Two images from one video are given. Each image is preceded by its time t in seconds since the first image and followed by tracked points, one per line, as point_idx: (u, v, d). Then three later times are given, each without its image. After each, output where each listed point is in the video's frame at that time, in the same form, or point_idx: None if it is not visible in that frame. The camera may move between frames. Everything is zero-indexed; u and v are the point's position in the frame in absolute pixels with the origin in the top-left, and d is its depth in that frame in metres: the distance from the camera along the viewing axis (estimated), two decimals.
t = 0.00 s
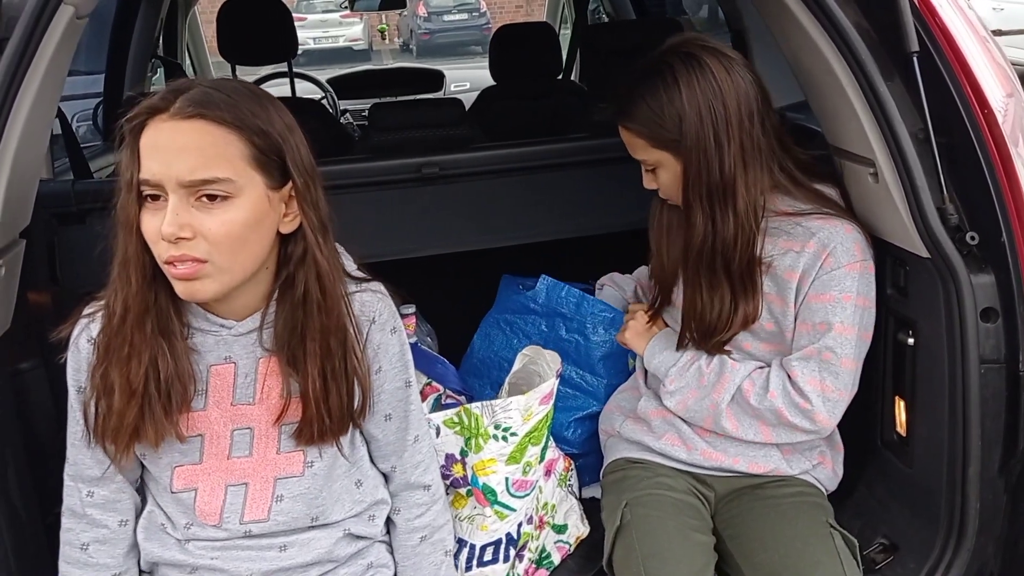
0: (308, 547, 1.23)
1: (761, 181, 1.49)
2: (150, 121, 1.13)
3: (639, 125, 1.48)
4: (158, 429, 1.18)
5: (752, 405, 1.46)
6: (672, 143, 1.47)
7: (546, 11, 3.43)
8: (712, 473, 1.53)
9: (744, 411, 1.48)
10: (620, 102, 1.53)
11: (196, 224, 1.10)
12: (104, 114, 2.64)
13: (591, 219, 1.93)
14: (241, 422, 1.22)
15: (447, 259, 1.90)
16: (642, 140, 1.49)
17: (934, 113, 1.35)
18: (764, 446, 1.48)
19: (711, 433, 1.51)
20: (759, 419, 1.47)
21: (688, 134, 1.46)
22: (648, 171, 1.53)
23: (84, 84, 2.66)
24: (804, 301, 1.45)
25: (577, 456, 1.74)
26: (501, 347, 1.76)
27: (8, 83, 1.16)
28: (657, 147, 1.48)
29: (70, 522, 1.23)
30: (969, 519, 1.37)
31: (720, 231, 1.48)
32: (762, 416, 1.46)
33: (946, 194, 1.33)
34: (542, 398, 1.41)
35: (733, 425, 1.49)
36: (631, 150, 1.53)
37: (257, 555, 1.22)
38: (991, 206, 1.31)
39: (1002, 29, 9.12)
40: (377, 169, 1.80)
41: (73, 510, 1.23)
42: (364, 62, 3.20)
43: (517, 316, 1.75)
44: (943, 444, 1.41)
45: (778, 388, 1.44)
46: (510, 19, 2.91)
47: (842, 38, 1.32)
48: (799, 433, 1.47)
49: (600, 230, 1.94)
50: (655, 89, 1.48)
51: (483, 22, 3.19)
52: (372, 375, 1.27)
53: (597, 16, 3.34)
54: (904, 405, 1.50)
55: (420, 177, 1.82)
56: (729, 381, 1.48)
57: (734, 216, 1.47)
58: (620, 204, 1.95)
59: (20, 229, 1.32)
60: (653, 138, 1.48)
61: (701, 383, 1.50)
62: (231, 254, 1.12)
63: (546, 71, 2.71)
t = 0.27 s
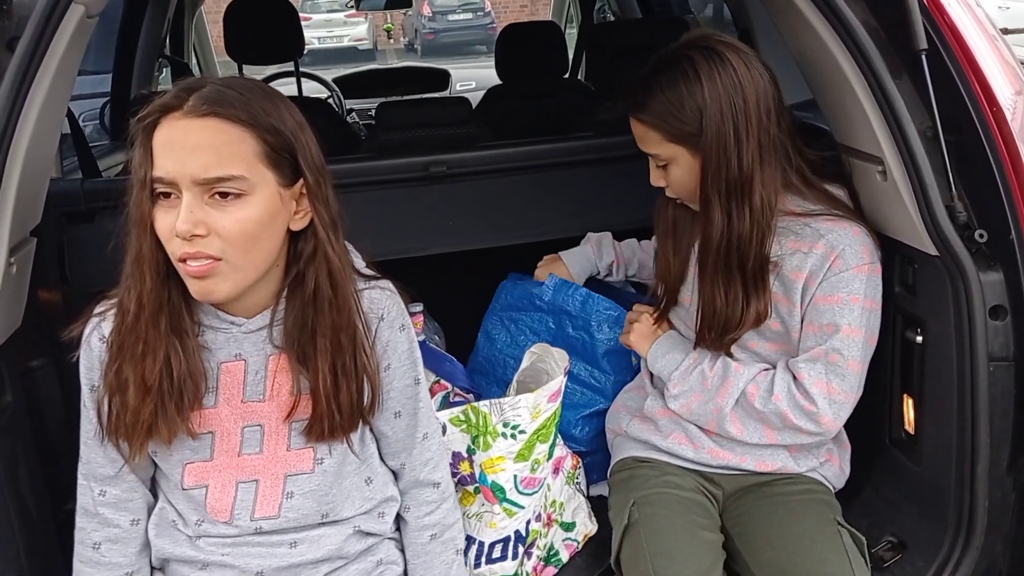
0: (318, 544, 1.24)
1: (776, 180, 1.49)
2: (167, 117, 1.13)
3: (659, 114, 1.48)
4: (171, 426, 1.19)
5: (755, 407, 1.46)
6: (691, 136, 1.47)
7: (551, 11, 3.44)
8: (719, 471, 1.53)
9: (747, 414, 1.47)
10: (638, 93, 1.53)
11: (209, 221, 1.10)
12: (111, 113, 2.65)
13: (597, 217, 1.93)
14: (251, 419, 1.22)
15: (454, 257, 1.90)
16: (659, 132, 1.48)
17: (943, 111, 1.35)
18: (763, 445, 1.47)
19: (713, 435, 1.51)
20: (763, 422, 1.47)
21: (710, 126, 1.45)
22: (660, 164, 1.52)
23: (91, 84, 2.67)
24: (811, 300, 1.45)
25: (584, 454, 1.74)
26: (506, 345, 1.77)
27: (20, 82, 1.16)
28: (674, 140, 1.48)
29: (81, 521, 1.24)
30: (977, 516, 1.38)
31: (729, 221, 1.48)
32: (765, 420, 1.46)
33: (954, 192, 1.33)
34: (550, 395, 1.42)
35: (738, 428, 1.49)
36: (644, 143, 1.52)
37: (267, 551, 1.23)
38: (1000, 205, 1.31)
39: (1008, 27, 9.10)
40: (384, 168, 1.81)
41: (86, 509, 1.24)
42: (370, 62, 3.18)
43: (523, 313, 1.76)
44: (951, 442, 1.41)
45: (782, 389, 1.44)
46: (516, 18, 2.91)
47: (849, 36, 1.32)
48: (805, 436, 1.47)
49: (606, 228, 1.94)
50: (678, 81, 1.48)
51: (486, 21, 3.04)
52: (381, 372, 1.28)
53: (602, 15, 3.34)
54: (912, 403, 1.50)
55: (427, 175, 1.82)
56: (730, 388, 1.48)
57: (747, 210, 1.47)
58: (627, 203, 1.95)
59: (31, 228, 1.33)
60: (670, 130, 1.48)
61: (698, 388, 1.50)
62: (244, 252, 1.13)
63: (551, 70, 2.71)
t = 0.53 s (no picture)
0: (328, 538, 1.26)
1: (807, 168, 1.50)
2: (178, 112, 1.14)
3: (711, 82, 1.44)
4: (182, 420, 1.20)
5: (766, 404, 1.46)
6: (740, 111, 1.45)
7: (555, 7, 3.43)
8: (728, 466, 1.54)
9: (758, 412, 1.48)
10: (679, 60, 1.49)
11: (220, 216, 1.12)
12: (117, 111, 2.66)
13: (603, 213, 1.94)
14: (261, 414, 1.23)
15: (460, 254, 1.91)
16: (712, 99, 1.45)
17: (950, 108, 1.35)
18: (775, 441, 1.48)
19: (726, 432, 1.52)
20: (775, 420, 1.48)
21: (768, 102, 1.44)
22: (691, 136, 1.47)
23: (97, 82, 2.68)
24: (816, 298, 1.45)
25: (590, 449, 1.75)
26: (511, 342, 1.76)
27: (31, 78, 1.16)
28: (722, 110, 1.45)
29: (94, 516, 1.25)
30: (984, 512, 1.38)
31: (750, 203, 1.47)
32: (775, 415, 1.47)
33: (961, 188, 1.33)
34: (557, 390, 1.42)
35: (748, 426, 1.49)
36: (681, 108, 1.47)
37: (277, 545, 1.24)
38: (1008, 202, 1.31)
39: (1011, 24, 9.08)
40: (391, 165, 1.81)
41: (98, 504, 1.25)
42: (371, 60, 3.14)
43: (524, 311, 1.75)
44: (957, 437, 1.41)
45: (795, 386, 1.44)
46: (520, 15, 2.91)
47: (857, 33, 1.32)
48: (817, 432, 1.48)
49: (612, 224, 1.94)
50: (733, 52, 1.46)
51: (490, 20, 2.99)
52: (390, 368, 1.29)
53: (606, 11, 3.34)
54: (918, 399, 1.51)
55: (434, 172, 1.83)
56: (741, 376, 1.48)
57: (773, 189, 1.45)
58: (633, 199, 1.96)
59: (41, 223, 1.33)
60: (720, 99, 1.45)
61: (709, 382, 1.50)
62: (256, 245, 1.14)
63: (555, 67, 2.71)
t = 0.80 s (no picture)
0: (338, 529, 1.27)
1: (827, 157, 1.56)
2: (192, 103, 1.17)
3: (738, 58, 1.46)
4: (195, 409, 1.22)
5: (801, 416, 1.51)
6: (767, 87, 1.48)
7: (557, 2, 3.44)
8: (739, 457, 1.55)
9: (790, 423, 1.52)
10: (695, 47, 1.51)
11: (234, 207, 1.14)
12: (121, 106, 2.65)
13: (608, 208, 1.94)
14: (272, 405, 1.25)
15: (466, 248, 1.91)
16: (744, 74, 1.46)
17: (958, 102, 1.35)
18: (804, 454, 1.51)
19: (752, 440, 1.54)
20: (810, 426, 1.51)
21: (792, 77, 1.49)
22: (723, 115, 1.46)
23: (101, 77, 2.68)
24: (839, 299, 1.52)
25: (596, 442, 1.75)
26: (517, 337, 1.76)
27: (41, 71, 1.16)
28: (750, 84, 1.47)
29: (103, 504, 1.26)
30: (990, 505, 1.39)
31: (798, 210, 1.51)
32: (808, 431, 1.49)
33: (969, 180, 1.33)
34: (565, 382, 1.43)
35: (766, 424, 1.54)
36: (711, 88, 1.46)
37: (288, 535, 1.25)
38: (1016, 195, 1.31)
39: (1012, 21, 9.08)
40: (397, 159, 1.81)
41: (108, 492, 1.26)
42: (371, 56, 3.13)
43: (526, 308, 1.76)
44: (964, 430, 1.42)
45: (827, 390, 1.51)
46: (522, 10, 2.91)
47: (864, 26, 1.32)
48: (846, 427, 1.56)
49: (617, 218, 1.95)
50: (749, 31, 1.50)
51: (490, 15, 2.93)
52: (401, 359, 1.31)
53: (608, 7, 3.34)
54: (924, 391, 1.51)
55: (440, 166, 1.83)
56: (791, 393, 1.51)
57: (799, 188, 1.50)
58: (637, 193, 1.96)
59: (50, 217, 1.33)
60: (747, 75, 1.47)
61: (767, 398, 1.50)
62: (269, 236, 1.17)
63: (558, 62, 2.71)
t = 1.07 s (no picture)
0: (343, 517, 1.28)
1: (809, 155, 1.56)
2: (206, 93, 1.19)
3: (728, 50, 1.46)
4: (203, 396, 1.24)
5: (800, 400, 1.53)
6: (756, 77, 1.48)
7: None
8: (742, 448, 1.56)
9: (789, 411, 1.53)
10: (682, 43, 1.49)
11: (246, 197, 1.15)
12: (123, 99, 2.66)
13: (611, 200, 1.95)
14: (281, 393, 1.27)
15: (469, 240, 1.92)
16: (738, 67, 1.46)
17: (959, 94, 1.36)
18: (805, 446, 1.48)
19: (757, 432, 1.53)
20: (806, 413, 1.51)
21: (779, 69, 1.50)
22: (722, 108, 1.45)
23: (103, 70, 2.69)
24: (839, 281, 1.56)
25: (598, 433, 1.77)
26: (520, 328, 1.74)
27: (48, 63, 1.17)
28: (744, 76, 1.46)
29: (107, 483, 1.28)
30: (990, 494, 1.40)
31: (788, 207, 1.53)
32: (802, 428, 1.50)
33: (970, 172, 1.34)
34: (570, 372, 1.44)
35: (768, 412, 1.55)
36: (708, 83, 1.45)
37: (294, 523, 1.26)
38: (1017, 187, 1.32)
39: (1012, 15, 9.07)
40: (401, 152, 1.82)
41: (112, 473, 1.28)
42: (372, 50, 3.16)
43: (528, 298, 1.76)
44: (964, 420, 1.43)
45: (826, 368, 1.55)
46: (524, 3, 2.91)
47: (866, 19, 1.33)
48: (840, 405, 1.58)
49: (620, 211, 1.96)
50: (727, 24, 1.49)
51: (489, 10, 2.97)
52: (410, 351, 1.33)
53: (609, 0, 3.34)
54: (925, 382, 1.53)
55: (442, 160, 1.82)
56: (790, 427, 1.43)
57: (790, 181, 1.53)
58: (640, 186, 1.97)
59: (57, 209, 1.34)
60: (739, 66, 1.46)
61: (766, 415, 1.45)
62: (280, 227, 1.18)
63: (560, 56, 2.71)
